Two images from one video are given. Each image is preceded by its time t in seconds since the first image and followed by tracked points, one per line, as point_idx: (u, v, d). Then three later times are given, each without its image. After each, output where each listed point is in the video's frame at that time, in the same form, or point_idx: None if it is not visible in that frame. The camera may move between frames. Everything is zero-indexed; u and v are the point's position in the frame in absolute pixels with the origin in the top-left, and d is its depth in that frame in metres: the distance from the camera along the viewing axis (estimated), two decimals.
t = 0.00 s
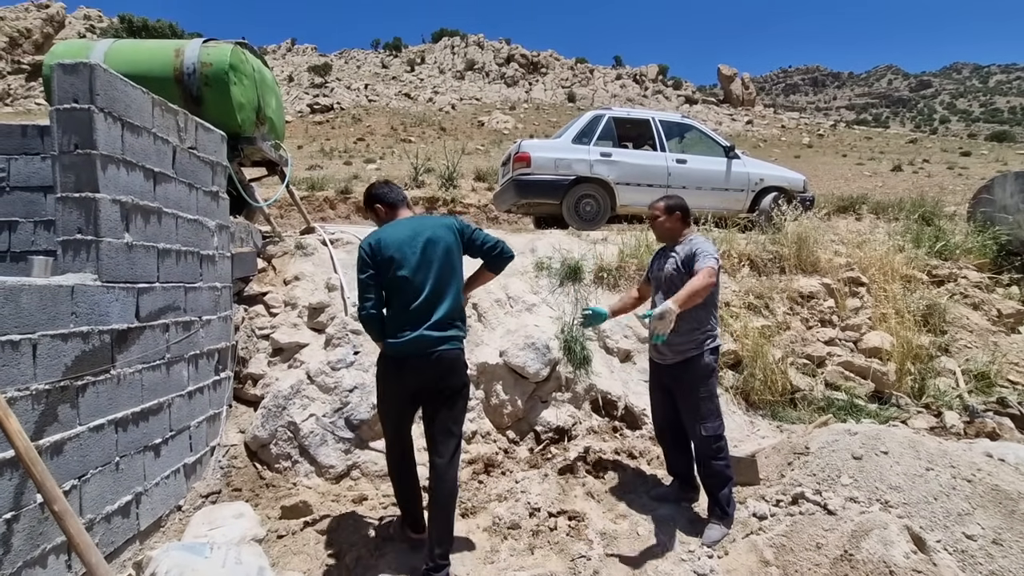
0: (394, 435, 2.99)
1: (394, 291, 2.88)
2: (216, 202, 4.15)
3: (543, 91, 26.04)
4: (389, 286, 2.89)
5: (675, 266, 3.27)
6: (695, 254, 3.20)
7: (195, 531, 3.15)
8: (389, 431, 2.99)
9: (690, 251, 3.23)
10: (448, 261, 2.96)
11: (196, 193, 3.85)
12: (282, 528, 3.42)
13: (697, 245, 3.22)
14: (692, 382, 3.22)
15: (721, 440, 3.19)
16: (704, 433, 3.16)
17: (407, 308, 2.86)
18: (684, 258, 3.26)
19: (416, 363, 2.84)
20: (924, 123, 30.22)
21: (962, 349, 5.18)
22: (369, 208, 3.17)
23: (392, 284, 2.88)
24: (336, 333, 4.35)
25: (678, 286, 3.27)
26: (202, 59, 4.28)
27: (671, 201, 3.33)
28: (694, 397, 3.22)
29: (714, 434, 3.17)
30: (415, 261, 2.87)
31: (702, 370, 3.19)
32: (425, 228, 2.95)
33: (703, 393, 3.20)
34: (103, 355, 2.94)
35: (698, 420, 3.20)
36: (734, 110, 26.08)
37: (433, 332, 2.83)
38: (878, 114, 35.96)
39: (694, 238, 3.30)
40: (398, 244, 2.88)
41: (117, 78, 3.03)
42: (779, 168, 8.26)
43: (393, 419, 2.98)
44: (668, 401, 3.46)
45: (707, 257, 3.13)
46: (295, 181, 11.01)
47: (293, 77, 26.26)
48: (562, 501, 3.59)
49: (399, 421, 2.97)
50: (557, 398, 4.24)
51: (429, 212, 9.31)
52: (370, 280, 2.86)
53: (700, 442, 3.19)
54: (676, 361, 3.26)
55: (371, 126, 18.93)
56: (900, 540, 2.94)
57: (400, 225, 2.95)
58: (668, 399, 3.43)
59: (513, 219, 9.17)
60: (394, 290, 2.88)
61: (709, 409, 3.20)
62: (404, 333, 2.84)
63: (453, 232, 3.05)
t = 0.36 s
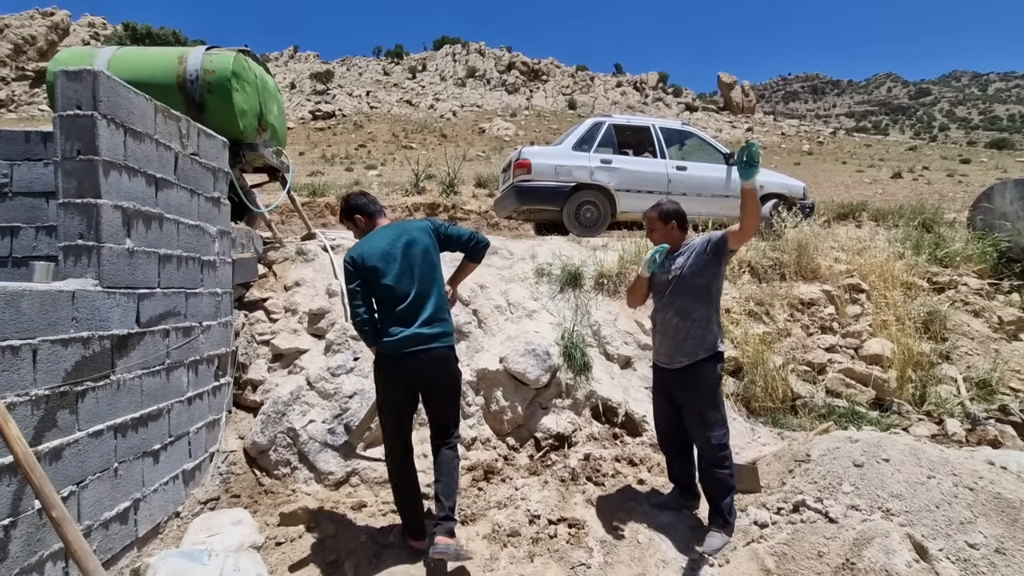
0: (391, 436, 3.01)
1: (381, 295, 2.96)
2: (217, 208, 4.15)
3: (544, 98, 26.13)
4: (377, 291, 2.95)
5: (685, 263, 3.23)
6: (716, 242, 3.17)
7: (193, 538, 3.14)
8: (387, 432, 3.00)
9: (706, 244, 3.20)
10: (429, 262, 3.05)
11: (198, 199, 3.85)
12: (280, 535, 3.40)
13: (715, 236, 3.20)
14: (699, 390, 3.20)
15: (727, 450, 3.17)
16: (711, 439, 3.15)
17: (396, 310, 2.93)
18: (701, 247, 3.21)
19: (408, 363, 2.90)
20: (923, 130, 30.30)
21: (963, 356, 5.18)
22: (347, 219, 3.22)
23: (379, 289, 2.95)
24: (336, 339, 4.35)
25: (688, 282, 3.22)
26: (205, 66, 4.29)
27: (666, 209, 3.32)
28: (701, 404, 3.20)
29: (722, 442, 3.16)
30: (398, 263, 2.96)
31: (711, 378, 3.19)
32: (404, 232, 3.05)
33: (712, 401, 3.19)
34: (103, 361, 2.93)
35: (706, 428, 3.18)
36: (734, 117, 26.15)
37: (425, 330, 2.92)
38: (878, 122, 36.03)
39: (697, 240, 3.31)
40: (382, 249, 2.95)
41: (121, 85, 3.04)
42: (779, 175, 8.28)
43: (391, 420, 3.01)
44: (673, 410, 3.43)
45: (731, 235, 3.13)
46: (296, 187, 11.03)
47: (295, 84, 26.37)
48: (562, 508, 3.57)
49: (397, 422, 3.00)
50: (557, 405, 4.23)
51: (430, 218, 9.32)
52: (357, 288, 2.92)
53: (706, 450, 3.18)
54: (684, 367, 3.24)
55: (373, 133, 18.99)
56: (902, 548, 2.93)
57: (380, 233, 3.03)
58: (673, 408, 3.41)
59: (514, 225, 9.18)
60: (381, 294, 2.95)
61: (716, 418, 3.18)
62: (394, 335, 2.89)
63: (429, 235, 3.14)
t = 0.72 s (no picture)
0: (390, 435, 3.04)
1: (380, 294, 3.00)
2: (218, 211, 4.15)
3: (544, 102, 26.17)
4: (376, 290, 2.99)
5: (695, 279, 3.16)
6: (731, 269, 3.08)
7: (193, 541, 3.14)
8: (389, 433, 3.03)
9: (720, 260, 3.11)
10: (425, 262, 3.15)
11: (198, 202, 3.85)
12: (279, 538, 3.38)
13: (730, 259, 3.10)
14: (710, 398, 3.14)
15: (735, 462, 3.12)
16: (722, 450, 3.08)
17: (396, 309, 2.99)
18: (713, 271, 3.13)
19: (408, 362, 2.97)
20: (923, 134, 30.33)
21: (965, 359, 5.17)
22: (335, 220, 3.20)
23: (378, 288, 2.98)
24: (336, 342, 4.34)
25: (700, 298, 3.18)
26: (207, 69, 4.29)
27: (677, 210, 3.21)
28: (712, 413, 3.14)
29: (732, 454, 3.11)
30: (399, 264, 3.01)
31: (719, 384, 3.13)
32: (399, 233, 3.11)
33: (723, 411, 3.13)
34: (103, 363, 2.92)
35: (718, 440, 3.12)
36: (734, 121, 26.18)
37: (427, 327, 3.03)
38: (878, 125, 36.07)
39: (711, 244, 3.22)
40: (381, 249, 3.00)
41: (122, 87, 3.03)
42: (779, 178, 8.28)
43: (392, 420, 3.03)
44: (683, 414, 3.39)
45: (748, 268, 3.05)
46: (297, 190, 11.04)
47: (296, 87, 26.41)
48: (563, 511, 3.56)
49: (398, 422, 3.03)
50: (557, 408, 4.22)
51: (431, 221, 9.33)
52: (362, 287, 2.89)
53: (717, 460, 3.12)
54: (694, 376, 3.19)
55: (374, 136, 19.03)
56: (904, 552, 2.91)
57: (376, 233, 3.06)
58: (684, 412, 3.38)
59: (514, 228, 9.17)
60: (380, 293, 2.99)
61: (728, 429, 3.12)
62: (395, 332, 2.96)
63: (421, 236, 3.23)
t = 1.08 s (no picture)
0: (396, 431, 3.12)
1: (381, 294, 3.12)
2: (218, 211, 4.14)
3: (545, 102, 26.17)
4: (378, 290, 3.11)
5: (701, 283, 3.14)
6: (734, 277, 3.01)
7: (193, 541, 3.14)
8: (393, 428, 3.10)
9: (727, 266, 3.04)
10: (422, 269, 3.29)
11: (198, 202, 3.85)
12: (279, 538, 3.37)
13: (735, 265, 3.01)
14: (713, 400, 3.12)
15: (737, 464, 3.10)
16: (722, 453, 3.07)
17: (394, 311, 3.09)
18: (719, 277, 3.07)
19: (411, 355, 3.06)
20: (924, 134, 30.30)
21: (965, 359, 5.16)
22: (327, 231, 3.21)
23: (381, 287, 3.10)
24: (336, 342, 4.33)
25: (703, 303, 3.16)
26: (207, 69, 4.28)
27: (692, 208, 3.13)
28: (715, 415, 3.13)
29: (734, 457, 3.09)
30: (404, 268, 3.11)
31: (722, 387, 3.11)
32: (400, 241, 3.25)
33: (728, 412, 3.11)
34: (103, 363, 2.92)
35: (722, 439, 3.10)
36: (735, 121, 26.17)
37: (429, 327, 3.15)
38: (879, 126, 36.04)
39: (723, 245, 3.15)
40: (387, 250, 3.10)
41: (122, 87, 3.03)
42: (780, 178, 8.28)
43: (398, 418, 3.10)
44: (686, 413, 3.39)
45: (751, 278, 2.97)
46: (297, 190, 11.03)
47: (297, 88, 26.43)
48: (563, 512, 3.55)
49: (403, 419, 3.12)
50: (557, 408, 4.22)
51: (431, 221, 9.31)
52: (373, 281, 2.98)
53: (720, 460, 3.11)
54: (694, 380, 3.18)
55: (375, 136, 19.02)
56: (905, 553, 2.90)
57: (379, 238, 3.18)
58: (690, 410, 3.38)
59: (514, 228, 9.16)
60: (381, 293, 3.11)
61: (731, 430, 3.10)
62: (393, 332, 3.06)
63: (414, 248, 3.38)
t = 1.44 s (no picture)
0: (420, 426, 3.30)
1: (373, 322, 3.36)
2: (219, 209, 4.13)
3: (545, 102, 26.15)
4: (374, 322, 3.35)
5: (698, 281, 3.12)
6: (730, 275, 2.97)
7: (193, 539, 3.13)
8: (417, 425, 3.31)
9: (724, 264, 3.01)
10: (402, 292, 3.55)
11: (199, 199, 3.84)
12: (280, 537, 3.37)
13: (732, 263, 2.98)
14: (717, 402, 3.04)
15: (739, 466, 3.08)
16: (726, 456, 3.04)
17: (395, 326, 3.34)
18: (715, 276, 3.05)
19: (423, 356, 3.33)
20: (925, 134, 30.28)
21: (967, 358, 5.15)
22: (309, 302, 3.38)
23: (369, 318, 3.35)
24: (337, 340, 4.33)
25: (702, 302, 3.15)
26: (208, 67, 4.28)
27: (689, 206, 3.09)
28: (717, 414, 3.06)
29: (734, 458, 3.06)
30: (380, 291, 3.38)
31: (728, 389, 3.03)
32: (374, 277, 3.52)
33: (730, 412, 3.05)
34: (103, 361, 2.91)
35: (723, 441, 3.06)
36: (736, 121, 26.14)
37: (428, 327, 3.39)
38: (880, 125, 36.00)
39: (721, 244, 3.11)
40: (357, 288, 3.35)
41: (122, 84, 3.02)
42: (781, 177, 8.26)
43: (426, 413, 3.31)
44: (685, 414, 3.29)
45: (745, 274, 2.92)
46: (298, 189, 11.02)
47: (297, 87, 26.43)
48: (564, 510, 3.55)
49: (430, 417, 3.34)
50: (558, 407, 4.21)
51: (432, 221, 9.30)
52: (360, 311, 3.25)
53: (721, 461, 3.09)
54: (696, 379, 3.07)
55: (375, 136, 18.99)
56: (907, 551, 2.90)
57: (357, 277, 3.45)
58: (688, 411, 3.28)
59: (515, 228, 9.15)
60: (372, 324, 3.35)
61: (732, 429, 3.05)
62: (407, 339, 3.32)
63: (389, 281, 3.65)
